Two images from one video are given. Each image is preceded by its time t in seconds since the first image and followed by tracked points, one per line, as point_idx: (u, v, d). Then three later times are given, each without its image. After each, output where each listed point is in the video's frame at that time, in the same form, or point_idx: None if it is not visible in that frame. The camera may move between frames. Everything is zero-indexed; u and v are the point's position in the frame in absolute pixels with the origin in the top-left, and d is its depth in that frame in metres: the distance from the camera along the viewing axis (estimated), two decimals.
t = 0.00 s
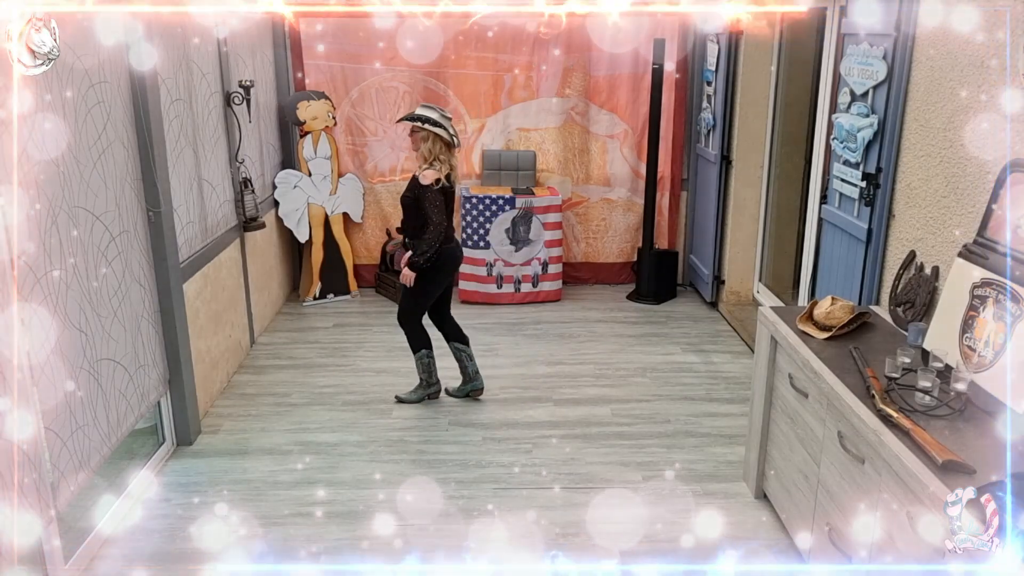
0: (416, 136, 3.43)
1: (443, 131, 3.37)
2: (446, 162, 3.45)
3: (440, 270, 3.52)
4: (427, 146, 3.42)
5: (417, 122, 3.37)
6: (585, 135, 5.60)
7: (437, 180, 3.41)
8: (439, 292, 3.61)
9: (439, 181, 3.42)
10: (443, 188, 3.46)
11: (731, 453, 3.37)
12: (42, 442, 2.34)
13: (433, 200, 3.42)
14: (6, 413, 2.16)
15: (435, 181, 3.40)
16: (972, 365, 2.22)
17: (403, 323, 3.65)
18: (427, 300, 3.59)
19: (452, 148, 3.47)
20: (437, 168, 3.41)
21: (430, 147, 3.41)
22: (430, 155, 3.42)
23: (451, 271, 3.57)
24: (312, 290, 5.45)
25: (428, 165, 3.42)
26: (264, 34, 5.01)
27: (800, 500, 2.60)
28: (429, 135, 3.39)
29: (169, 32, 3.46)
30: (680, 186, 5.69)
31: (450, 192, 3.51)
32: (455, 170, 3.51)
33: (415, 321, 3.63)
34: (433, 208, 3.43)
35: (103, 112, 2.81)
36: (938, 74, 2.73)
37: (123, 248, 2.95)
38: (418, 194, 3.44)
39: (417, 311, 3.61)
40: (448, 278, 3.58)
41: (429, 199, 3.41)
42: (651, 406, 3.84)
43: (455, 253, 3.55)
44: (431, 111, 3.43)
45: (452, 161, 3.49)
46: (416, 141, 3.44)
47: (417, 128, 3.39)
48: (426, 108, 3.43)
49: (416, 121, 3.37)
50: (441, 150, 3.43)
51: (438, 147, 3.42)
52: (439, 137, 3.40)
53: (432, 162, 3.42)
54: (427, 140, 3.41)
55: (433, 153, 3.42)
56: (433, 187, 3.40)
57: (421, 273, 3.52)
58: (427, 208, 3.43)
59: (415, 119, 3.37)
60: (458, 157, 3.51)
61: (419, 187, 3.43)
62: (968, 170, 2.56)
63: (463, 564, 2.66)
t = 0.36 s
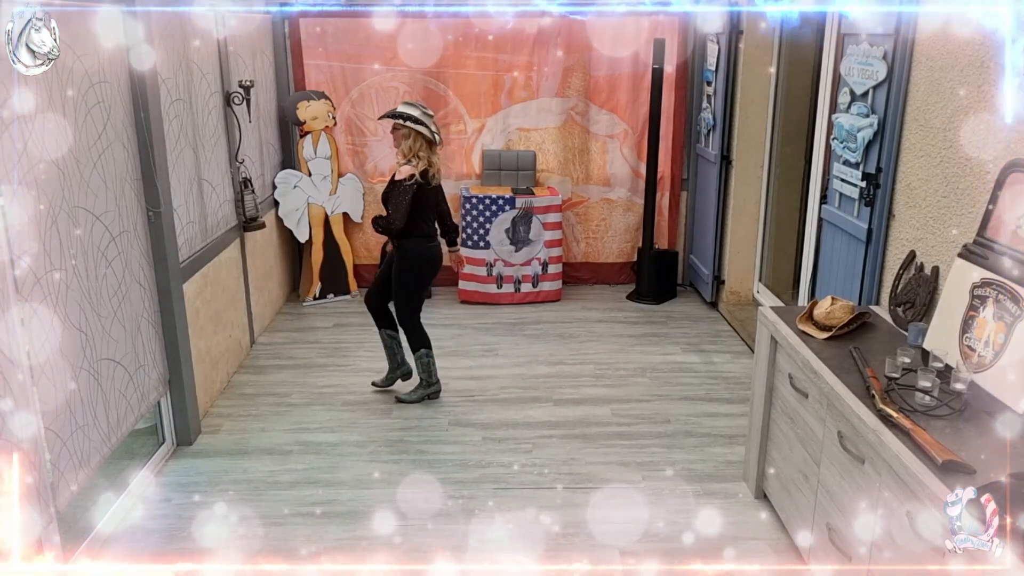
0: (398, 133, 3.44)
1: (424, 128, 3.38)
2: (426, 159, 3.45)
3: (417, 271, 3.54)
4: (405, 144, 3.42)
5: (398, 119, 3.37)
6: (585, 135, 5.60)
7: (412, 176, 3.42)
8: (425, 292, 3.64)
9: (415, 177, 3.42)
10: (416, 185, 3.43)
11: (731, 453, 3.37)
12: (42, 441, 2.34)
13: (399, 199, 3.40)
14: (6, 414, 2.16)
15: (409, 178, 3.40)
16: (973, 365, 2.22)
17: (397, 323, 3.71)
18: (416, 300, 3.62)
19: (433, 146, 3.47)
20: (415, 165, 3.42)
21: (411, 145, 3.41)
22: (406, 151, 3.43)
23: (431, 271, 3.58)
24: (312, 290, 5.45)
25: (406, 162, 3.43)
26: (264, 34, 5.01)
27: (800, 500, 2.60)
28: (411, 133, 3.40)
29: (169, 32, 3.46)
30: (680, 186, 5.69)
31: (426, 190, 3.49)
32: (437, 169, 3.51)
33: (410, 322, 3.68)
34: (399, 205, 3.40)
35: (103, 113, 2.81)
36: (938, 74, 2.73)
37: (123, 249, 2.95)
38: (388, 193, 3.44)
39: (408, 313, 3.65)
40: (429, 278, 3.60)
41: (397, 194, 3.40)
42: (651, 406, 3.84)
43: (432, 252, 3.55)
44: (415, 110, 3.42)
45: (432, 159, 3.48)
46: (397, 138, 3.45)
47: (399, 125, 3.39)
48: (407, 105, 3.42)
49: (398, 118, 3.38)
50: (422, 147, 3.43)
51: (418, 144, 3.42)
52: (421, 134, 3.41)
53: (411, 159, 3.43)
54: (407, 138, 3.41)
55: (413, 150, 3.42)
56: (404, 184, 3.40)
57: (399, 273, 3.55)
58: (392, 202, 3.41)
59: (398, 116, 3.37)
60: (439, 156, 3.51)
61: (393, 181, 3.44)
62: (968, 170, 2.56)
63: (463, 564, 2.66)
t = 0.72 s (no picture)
0: (379, 136, 3.42)
1: (406, 131, 3.38)
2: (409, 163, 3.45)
3: (395, 272, 3.53)
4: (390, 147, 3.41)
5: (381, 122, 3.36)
6: (585, 135, 5.60)
7: (397, 181, 3.41)
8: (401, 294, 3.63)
9: (400, 182, 3.42)
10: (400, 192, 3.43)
11: (731, 453, 3.37)
12: (42, 441, 2.35)
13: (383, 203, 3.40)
14: (6, 414, 2.16)
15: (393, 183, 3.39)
16: (973, 365, 2.22)
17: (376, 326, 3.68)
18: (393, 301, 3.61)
19: (414, 149, 3.47)
20: (399, 169, 3.42)
21: (392, 148, 3.41)
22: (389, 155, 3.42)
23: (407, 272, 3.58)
24: (312, 290, 5.45)
25: (390, 165, 3.42)
26: (264, 34, 5.01)
27: (800, 499, 2.60)
28: (392, 135, 3.39)
29: (169, 32, 3.46)
30: (680, 186, 5.69)
31: (411, 195, 3.50)
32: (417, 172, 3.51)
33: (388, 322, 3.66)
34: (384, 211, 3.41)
35: (103, 113, 2.81)
36: (938, 74, 2.73)
37: (123, 249, 2.95)
38: (372, 197, 3.42)
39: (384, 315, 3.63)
40: (405, 279, 3.60)
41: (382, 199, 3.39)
42: (651, 406, 3.84)
43: (409, 254, 3.56)
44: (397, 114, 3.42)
45: (414, 163, 3.49)
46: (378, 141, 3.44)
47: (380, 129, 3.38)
48: (389, 109, 3.43)
49: (380, 121, 3.37)
50: (404, 151, 3.43)
51: (400, 148, 3.42)
52: (402, 137, 3.40)
53: (394, 163, 3.43)
54: (389, 140, 3.40)
55: (395, 153, 3.42)
56: (389, 189, 3.39)
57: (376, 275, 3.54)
58: (377, 208, 3.40)
59: (379, 119, 3.36)
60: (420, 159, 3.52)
61: (376, 187, 3.41)
62: (968, 170, 2.56)
63: (463, 564, 2.66)
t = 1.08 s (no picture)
0: (369, 135, 3.42)
1: (396, 130, 3.37)
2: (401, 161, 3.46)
3: (388, 271, 3.52)
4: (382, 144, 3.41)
5: (370, 122, 3.37)
6: (585, 136, 5.60)
7: (389, 179, 3.41)
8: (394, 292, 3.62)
9: (392, 180, 3.41)
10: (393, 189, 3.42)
11: (731, 453, 3.37)
12: (42, 441, 2.35)
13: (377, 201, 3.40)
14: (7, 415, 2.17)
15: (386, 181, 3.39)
16: (972, 365, 2.22)
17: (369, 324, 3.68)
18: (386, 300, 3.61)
19: (406, 148, 3.48)
20: (389, 168, 3.42)
21: (383, 147, 3.41)
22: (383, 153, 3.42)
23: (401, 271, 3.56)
24: (312, 290, 5.45)
25: (382, 164, 3.43)
26: (264, 34, 5.01)
27: (800, 499, 2.60)
28: (383, 134, 3.38)
29: (169, 32, 3.46)
30: (680, 186, 5.69)
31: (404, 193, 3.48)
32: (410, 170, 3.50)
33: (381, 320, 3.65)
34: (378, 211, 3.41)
35: (103, 113, 2.81)
36: (938, 74, 2.74)
37: (123, 249, 2.95)
38: (366, 196, 3.44)
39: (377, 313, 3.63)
40: (400, 278, 3.59)
41: (374, 198, 3.40)
42: (651, 406, 3.84)
43: (404, 253, 3.54)
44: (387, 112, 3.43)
45: (406, 161, 3.49)
46: (370, 140, 3.44)
47: (370, 127, 3.39)
48: (379, 108, 3.43)
49: (369, 120, 3.38)
50: (394, 150, 3.43)
51: (391, 146, 3.42)
52: (392, 136, 3.40)
53: (386, 161, 3.43)
54: (380, 140, 3.40)
55: (386, 152, 3.42)
56: (380, 188, 3.39)
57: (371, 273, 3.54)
58: (371, 207, 3.41)
59: (369, 118, 3.37)
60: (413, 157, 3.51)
61: (367, 187, 3.42)
62: (968, 170, 2.56)
63: (463, 564, 2.66)
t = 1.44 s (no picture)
0: (368, 136, 3.42)
1: (396, 133, 3.36)
2: (399, 163, 3.43)
3: (400, 271, 3.53)
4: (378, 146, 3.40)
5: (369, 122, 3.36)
6: (585, 136, 5.60)
7: (385, 181, 3.39)
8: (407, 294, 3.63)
9: (388, 182, 3.40)
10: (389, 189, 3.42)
11: (731, 453, 3.37)
12: (42, 441, 2.35)
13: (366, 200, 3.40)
14: (7, 414, 2.17)
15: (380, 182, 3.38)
16: (973, 365, 2.22)
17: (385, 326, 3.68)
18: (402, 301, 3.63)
19: (405, 149, 3.45)
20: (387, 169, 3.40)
21: (382, 148, 3.40)
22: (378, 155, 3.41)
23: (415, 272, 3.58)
24: (312, 290, 5.45)
25: (378, 164, 3.41)
26: (264, 34, 5.01)
27: (800, 499, 2.60)
28: (382, 135, 3.38)
29: (169, 32, 3.46)
30: (680, 186, 5.69)
31: (399, 194, 3.47)
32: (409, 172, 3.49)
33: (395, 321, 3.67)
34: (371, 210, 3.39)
35: (103, 113, 2.81)
36: (938, 75, 2.74)
37: (123, 249, 2.95)
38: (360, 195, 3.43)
39: (393, 314, 3.64)
40: (411, 279, 3.59)
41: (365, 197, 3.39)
42: (651, 406, 3.84)
43: (414, 253, 3.56)
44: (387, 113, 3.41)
45: (404, 163, 3.46)
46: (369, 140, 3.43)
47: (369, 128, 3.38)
48: (379, 108, 3.41)
49: (368, 120, 3.36)
50: (393, 151, 3.41)
51: (390, 148, 3.40)
52: (392, 137, 3.38)
53: (383, 163, 3.41)
54: (379, 140, 3.39)
55: (385, 153, 3.40)
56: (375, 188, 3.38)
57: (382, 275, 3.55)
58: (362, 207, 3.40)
59: (369, 118, 3.35)
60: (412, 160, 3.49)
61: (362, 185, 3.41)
62: (968, 170, 2.56)
63: (462, 564, 2.66)
